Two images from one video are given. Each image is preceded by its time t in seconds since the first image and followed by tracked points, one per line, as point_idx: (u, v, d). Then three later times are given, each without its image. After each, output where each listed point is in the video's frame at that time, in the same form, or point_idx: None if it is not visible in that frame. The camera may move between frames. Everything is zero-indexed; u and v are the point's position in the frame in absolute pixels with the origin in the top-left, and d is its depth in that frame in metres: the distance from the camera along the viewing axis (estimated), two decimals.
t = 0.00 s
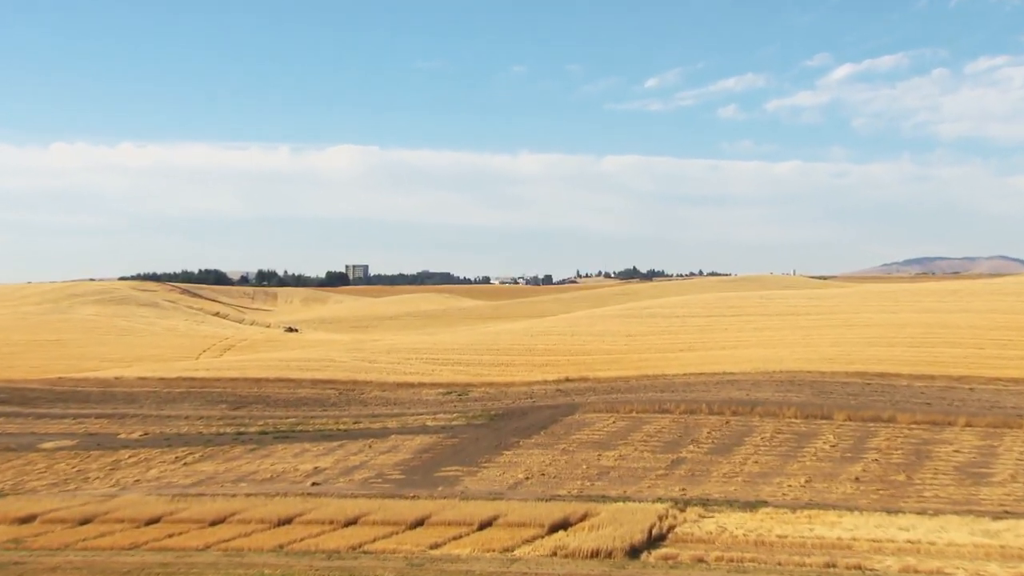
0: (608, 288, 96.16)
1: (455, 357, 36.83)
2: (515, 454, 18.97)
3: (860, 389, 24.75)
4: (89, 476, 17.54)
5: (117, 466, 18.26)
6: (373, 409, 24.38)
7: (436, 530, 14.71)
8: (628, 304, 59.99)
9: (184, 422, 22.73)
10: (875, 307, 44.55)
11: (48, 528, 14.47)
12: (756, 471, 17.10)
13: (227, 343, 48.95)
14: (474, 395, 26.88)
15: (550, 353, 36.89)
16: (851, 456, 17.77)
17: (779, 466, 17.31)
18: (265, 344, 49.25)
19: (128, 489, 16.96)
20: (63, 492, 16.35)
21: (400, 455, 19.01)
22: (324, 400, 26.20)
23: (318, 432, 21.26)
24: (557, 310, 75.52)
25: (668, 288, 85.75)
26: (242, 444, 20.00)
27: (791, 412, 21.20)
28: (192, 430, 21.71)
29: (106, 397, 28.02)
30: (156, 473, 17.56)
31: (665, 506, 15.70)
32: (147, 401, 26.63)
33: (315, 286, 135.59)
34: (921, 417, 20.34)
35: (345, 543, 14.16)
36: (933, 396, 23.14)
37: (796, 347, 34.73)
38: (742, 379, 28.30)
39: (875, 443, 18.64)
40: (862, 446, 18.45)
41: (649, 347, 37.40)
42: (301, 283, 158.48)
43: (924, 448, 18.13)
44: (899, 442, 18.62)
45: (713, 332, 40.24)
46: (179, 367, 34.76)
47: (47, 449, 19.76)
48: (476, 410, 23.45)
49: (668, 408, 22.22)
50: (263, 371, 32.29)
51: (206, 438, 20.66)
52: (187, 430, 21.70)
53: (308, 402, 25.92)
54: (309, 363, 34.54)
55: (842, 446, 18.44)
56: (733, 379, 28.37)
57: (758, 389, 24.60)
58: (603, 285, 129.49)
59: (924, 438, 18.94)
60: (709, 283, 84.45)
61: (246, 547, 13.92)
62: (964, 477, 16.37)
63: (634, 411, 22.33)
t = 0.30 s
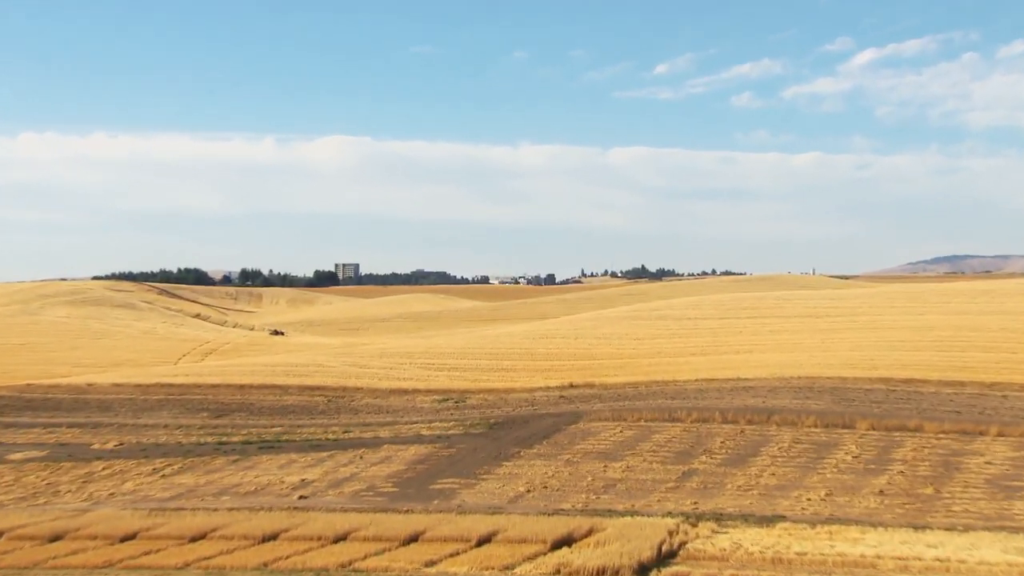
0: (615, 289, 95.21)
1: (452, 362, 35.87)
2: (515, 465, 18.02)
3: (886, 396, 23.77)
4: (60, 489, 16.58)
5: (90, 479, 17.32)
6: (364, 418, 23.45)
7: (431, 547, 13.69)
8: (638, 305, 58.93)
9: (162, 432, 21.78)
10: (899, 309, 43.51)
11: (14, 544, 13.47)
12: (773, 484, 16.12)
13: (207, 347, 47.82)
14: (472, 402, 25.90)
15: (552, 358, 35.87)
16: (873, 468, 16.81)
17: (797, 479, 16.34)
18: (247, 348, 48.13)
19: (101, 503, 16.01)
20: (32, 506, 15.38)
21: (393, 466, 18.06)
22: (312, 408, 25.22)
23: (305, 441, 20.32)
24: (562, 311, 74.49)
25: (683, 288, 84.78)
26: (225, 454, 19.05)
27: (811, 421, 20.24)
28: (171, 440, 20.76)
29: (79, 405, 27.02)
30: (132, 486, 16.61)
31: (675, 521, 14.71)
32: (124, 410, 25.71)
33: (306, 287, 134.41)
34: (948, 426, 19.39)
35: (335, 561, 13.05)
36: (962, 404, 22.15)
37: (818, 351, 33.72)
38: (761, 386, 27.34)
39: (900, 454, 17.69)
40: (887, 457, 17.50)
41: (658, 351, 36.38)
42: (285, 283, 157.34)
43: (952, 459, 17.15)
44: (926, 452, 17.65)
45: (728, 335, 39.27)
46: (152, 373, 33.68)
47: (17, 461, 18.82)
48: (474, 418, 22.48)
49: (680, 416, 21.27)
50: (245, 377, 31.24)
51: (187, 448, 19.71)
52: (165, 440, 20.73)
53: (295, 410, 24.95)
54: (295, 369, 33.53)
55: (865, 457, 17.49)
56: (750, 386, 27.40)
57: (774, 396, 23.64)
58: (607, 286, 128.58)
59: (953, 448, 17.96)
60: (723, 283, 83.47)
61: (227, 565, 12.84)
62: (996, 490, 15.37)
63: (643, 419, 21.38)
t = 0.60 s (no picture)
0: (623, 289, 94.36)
1: (449, 367, 34.98)
2: (516, 477, 17.12)
3: (912, 404, 22.87)
4: (30, 503, 15.68)
5: (61, 493, 16.44)
6: (354, 426, 22.56)
7: (427, 564, 12.71)
8: (646, 306, 58.00)
9: (137, 442, 20.90)
10: (926, 310, 42.51)
11: None
12: (790, 497, 15.22)
13: (188, 351, 46.86)
14: (469, 410, 24.99)
15: (555, 363, 34.93)
16: (897, 481, 15.90)
17: (816, 492, 15.44)
18: (229, 353, 47.15)
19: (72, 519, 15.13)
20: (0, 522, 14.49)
21: (386, 479, 17.17)
22: (299, 416, 24.32)
23: (292, 452, 19.44)
24: (566, 313, 73.56)
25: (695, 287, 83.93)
26: (206, 466, 18.17)
27: (831, 430, 19.35)
28: (148, 450, 19.87)
29: (48, 413, 26.15)
30: (106, 500, 15.72)
31: (686, 537, 13.79)
32: (93, 419, 24.82)
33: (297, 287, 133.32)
34: (979, 436, 18.46)
35: None
36: (994, 413, 21.22)
37: (839, 355, 32.83)
38: (779, 393, 26.46)
39: (927, 466, 16.78)
40: (912, 469, 16.59)
41: (667, 356, 35.44)
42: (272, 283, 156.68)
43: (982, 472, 16.23)
44: (954, 464, 16.75)
45: (743, 338, 38.41)
46: (127, 379, 32.75)
47: None
48: (472, 427, 21.57)
49: (692, 425, 20.38)
50: (228, 384, 30.31)
51: (165, 459, 18.83)
52: (142, 450, 19.84)
53: (281, 418, 24.05)
54: (281, 374, 32.64)
55: (889, 469, 16.59)
56: (767, 393, 26.52)
57: (792, 404, 22.73)
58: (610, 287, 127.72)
59: (983, 460, 17.04)
60: (736, 283, 82.61)
61: None
62: None
63: (652, 428, 20.50)
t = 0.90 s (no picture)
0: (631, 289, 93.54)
1: (444, 372, 34.12)
2: (516, 490, 16.27)
3: (940, 412, 22.01)
4: None
5: (29, 507, 15.59)
6: (342, 436, 21.71)
7: None
8: (655, 308, 57.00)
9: (110, 453, 20.05)
10: (957, 313, 41.66)
11: None
12: (810, 512, 14.38)
13: (165, 356, 45.90)
14: (466, 418, 24.13)
15: (557, 368, 34.08)
16: (925, 494, 15.03)
17: (838, 506, 14.59)
18: (210, 357, 46.21)
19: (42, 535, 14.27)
20: None
21: (377, 492, 16.33)
22: (285, 425, 23.46)
23: (277, 463, 18.60)
24: (570, 315, 72.69)
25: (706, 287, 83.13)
26: (185, 479, 17.33)
27: (853, 440, 18.53)
28: (122, 462, 19.02)
29: (16, 422, 25.29)
30: (78, 516, 14.87)
31: (697, 554, 12.93)
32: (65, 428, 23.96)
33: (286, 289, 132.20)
34: (1010, 446, 17.59)
35: None
36: None
37: (861, 360, 31.92)
38: (798, 401, 25.58)
39: (957, 478, 15.92)
40: (940, 482, 15.72)
41: (679, 361, 34.54)
42: (255, 282, 156.13)
43: (1014, 485, 15.34)
44: (986, 477, 15.87)
45: (759, 342, 37.54)
46: (98, 385, 31.84)
47: None
48: (470, 437, 20.71)
49: (705, 434, 19.55)
50: (208, 391, 29.43)
51: (140, 472, 17.98)
52: (116, 462, 18.99)
53: (265, 427, 23.20)
54: (265, 380, 31.80)
55: (915, 482, 15.73)
56: (785, 400, 25.66)
57: (811, 412, 21.87)
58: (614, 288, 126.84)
59: (1016, 472, 16.17)
60: (749, 283, 81.83)
61: None
62: None
63: (662, 437, 19.68)
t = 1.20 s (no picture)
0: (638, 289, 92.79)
1: (439, 378, 33.28)
2: (517, 505, 15.47)
3: (972, 422, 21.20)
4: None
5: None
6: (331, 446, 20.90)
7: None
8: (668, 309, 56.15)
9: (83, 465, 19.23)
10: (987, 315, 40.82)
11: None
12: (831, 528, 13.58)
13: (143, 362, 44.94)
14: (464, 428, 23.31)
15: (560, 374, 33.26)
16: (952, 509, 14.24)
17: (861, 522, 13.79)
18: (191, 363, 45.29)
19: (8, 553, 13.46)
20: None
21: (370, 505, 15.54)
22: (270, 435, 22.66)
23: (262, 475, 17.79)
24: (573, 317, 71.88)
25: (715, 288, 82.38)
26: (162, 493, 16.53)
27: (876, 451, 17.74)
28: (95, 474, 18.19)
29: None
30: (47, 532, 14.05)
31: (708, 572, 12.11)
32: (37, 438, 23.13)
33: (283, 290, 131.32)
34: None
35: None
36: None
37: (886, 366, 31.05)
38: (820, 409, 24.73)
39: (988, 492, 15.12)
40: (970, 496, 14.92)
41: (691, 366, 33.70)
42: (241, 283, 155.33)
43: None
44: (1020, 491, 15.08)
45: (776, 346, 36.71)
46: (74, 392, 30.97)
47: None
48: (468, 447, 19.90)
49: (719, 445, 18.74)
50: (190, 398, 28.60)
51: (114, 485, 17.18)
52: (89, 475, 18.18)
53: (248, 437, 22.40)
54: (251, 387, 30.95)
55: (943, 496, 14.93)
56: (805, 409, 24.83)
57: (830, 421, 21.05)
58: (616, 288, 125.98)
59: None
60: (762, 284, 81.11)
61: None
62: None
63: (672, 448, 18.88)
